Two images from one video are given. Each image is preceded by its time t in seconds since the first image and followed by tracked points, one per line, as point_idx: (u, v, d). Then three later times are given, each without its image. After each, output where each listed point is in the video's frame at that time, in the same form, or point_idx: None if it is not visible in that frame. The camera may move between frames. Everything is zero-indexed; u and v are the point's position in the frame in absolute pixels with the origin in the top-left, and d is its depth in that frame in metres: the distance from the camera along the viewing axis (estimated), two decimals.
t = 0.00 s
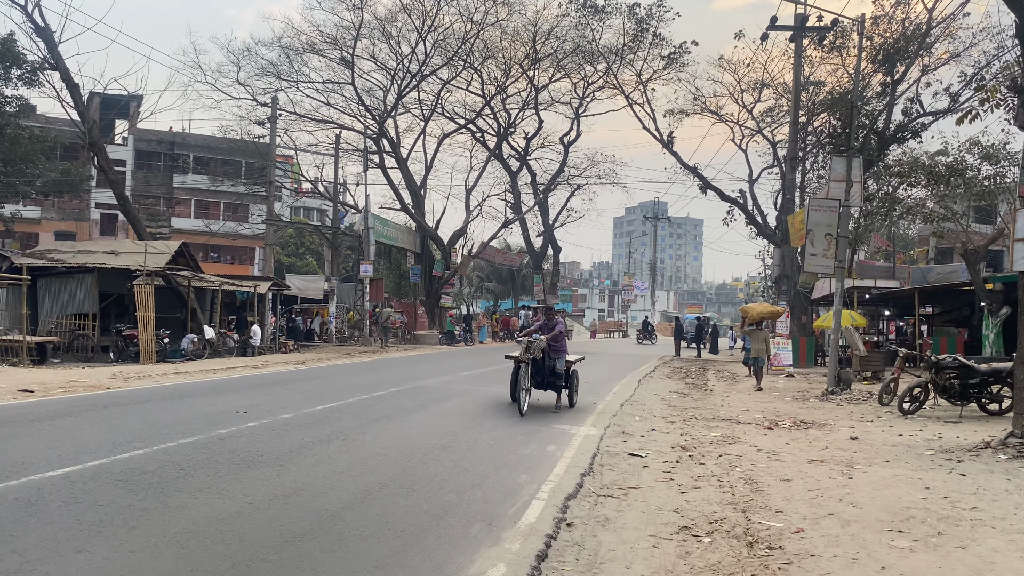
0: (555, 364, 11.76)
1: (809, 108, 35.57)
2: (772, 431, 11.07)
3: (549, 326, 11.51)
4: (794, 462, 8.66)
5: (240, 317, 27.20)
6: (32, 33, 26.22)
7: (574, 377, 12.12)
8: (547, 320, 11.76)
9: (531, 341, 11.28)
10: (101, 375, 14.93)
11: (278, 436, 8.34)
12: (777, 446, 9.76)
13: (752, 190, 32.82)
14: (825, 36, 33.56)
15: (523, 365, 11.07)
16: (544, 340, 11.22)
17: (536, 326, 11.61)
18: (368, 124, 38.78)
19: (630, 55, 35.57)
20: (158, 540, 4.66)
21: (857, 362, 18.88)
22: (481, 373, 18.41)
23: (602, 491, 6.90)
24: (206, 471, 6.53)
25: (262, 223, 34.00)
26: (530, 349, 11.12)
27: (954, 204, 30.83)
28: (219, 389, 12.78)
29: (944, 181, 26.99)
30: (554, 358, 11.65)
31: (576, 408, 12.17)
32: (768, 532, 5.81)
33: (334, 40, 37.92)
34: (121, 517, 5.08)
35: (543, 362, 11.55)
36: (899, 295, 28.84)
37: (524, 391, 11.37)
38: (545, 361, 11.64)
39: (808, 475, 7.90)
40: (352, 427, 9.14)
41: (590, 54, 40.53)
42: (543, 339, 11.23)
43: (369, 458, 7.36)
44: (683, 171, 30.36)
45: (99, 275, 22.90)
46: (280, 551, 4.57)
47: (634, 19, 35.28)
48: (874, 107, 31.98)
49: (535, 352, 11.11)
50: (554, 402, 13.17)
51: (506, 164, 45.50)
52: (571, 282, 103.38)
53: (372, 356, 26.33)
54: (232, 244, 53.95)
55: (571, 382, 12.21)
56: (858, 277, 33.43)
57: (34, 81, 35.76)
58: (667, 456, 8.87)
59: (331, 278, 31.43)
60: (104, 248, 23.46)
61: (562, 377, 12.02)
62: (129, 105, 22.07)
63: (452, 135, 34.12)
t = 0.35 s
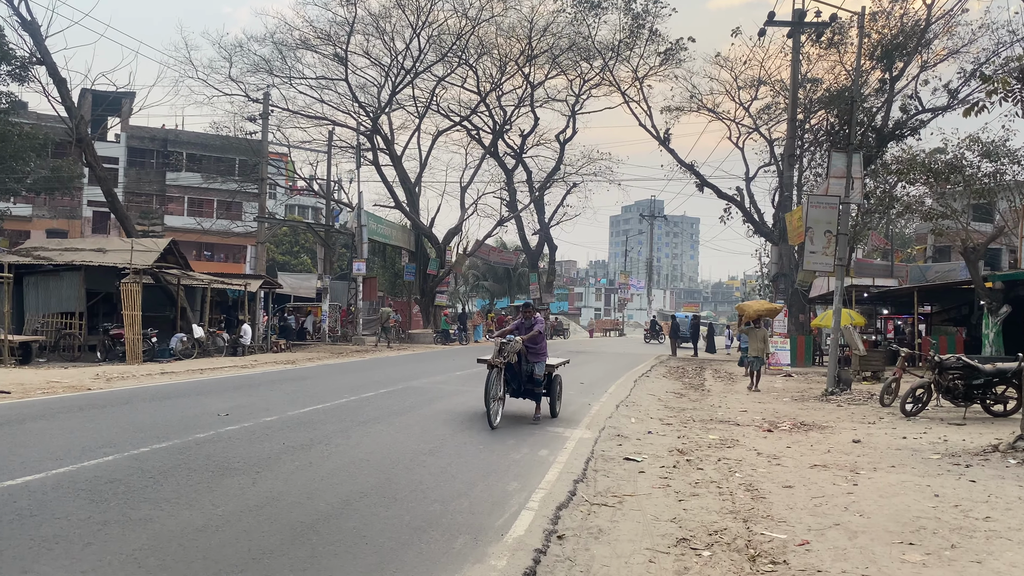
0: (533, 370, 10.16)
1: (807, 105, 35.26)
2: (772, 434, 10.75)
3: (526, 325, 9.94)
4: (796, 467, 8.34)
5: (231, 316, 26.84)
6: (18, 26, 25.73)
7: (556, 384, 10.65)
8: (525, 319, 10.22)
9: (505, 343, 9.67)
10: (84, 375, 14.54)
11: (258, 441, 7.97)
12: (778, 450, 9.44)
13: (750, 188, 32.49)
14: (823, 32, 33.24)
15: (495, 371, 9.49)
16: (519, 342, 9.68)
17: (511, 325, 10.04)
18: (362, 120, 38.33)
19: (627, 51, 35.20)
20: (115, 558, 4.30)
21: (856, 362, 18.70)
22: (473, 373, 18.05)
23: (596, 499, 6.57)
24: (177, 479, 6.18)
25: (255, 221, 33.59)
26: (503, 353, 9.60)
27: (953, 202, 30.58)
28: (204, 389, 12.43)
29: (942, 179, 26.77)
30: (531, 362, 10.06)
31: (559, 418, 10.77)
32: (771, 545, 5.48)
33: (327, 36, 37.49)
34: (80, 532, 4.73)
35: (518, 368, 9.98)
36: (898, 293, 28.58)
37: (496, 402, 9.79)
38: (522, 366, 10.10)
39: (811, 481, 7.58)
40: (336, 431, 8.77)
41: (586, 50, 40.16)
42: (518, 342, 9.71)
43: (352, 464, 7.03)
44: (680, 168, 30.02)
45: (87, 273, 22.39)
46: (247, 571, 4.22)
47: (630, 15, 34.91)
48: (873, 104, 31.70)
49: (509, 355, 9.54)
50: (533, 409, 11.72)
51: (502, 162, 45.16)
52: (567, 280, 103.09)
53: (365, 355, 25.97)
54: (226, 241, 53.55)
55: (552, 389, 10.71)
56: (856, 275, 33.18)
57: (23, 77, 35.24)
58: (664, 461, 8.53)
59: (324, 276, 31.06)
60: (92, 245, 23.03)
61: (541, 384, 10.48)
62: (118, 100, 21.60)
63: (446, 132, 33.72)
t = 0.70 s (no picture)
0: (503, 377, 8.77)
1: (805, 103, 34.99)
2: (772, 436, 10.45)
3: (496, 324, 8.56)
4: (798, 471, 8.04)
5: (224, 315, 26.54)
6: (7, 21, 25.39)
7: (532, 393, 9.28)
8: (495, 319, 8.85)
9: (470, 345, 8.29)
10: (67, 376, 14.18)
11: (237, 445, 7.63)
12: (779, 453, 9.13)
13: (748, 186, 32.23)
14: (822, 28, 32.95)
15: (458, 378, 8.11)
16: (485, 345, 8.31)
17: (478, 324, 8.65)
18: (357, 118, 38.01)
19: (624, 48, 34.87)
20: None
21: (856, 361, 18.45)
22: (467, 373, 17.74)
23: (589, 507, 6.25)
24: (146, 486, 5.84)
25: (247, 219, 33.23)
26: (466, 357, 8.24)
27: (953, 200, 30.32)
28: (190, 390, 12.11)
29: (943, 177, 26.54)
30: (502, 367, 8.68)
31: (535, 430, 9.47)
32: (774, 557, 5.17)
33: (322, 32, 37.13)
34: (33, 547, 4.39)
35: (486, 374, 8.59)
36: (897, 293, 28.35)
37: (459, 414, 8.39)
38: (490, 373, 8.72)
39: (814, 486, 7.28)
40: (320, 434, 8.44)
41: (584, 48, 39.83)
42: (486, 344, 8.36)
43: (334, 470, 6.71)
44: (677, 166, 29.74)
45: (77, 271, 22.06)
46: None
47: (628, 11, 34.58)
48: (872, 102, 31.44)
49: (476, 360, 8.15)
50: (506, 421, 10.33)
51: (498, 160, 44.85)
52: (564, 279, 102.87)
53: (358, 355, 25.66)
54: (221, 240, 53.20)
55: (527, 399, 9.34)
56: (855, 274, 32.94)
57: (14, 74, 34.79)
58: (661, 465, 8.21)
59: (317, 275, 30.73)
60: (80, 243, 22.68)
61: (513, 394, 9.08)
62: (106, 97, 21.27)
63: (442, 129, 33.39)
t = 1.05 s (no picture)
0: (464, 390, 7.42)
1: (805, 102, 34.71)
2: (772, 442, 10.14)
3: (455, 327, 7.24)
4: (799, 479, 7.75)
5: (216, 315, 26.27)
6: None
7: (499, 407, 7.94)
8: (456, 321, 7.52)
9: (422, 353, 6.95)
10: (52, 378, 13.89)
11: (214, 453, 7.30)
12: (779, 460, 8.81)
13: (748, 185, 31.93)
14: (822, 26, 32.67)
15: (407, 394, 6.76)
16: (440, 353, 6.97)
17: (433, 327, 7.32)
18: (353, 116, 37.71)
19: (623, 45, 34.55)
20: None
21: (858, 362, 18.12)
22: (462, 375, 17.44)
23: (581, 520, 5.93)
24: (111, 499, 5.50)
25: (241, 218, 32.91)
26: (417, 367, 6.90)
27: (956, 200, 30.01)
28: (174, 393, 11.79)
29: (944, 176, 26.27)
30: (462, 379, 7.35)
31: (504, 450, 8.17)
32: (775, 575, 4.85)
33: (318, 30, 36.83)
34: None
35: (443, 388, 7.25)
36: (899, 293, 28.04)
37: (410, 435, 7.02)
38: (449, 386, 7.38)
39: (817, 496, 6.97)
40: (302, 441, 8.11)
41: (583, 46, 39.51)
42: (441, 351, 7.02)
43: (315, 480, 6.38)
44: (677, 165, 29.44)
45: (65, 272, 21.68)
46: None
47: (626, 7, 34.23)
48: (873, 100, 31.15)
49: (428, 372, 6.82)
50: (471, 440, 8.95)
51: (496, 159, 44.53)
52: (564, 279, 102.55)
53: (353, 356, 25.35)
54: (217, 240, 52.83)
55: (494, 414, 8.00)
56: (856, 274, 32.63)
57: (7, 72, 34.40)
58: (658, 473, 7.90)
59: (312, 275, 30.42)
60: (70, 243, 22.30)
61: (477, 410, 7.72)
62: (96, 94, 20.96)
63: (439, 128, 33.10)
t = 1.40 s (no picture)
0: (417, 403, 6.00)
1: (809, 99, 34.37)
2: (780, 443, 9.81)
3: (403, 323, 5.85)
4: (809, 483, 7.41)
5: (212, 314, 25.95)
6: None
7: (463, 423, 6.53)
8: (407, 318, 6.13)
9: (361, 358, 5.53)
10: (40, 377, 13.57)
11: (197, 455, 6.98)
12: (788, 462, 8.47)
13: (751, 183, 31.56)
14: (826, 22, 32.31)
15: (340, 411, 5.32)
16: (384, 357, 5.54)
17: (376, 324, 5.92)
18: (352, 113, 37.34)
19: (625, 41, 34.20)
20: None
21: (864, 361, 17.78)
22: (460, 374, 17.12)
23: (581, 527, 5.60)
24: (79, 504, 5.17)
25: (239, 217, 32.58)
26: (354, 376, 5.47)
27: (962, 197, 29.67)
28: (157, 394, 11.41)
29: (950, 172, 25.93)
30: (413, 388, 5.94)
31: (471, 473, 6.77)
32: None
33: (318, 27, 36.51)
34: None
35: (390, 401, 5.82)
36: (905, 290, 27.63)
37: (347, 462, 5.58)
38: (398, 397, 5.97)
39: (829, 501, 6.63)
40: (290, 442, 7.79)
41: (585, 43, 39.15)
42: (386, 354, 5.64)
43: (297, 485, 6.04)
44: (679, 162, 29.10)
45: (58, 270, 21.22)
46: None
47: (628, 3, 33.85)
48: (878, 97, 30.80)
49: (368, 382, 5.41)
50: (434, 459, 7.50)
51: (497, 157, 44.21)
52: (565, 279, 102.21)
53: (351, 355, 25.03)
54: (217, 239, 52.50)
55: (457, 431, 6.60)
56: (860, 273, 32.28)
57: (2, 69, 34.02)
58: (661, 476, 7.56)
59: (311, 273, 30.10)
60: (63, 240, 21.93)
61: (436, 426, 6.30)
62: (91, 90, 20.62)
63: (440, 125, 32.79)
